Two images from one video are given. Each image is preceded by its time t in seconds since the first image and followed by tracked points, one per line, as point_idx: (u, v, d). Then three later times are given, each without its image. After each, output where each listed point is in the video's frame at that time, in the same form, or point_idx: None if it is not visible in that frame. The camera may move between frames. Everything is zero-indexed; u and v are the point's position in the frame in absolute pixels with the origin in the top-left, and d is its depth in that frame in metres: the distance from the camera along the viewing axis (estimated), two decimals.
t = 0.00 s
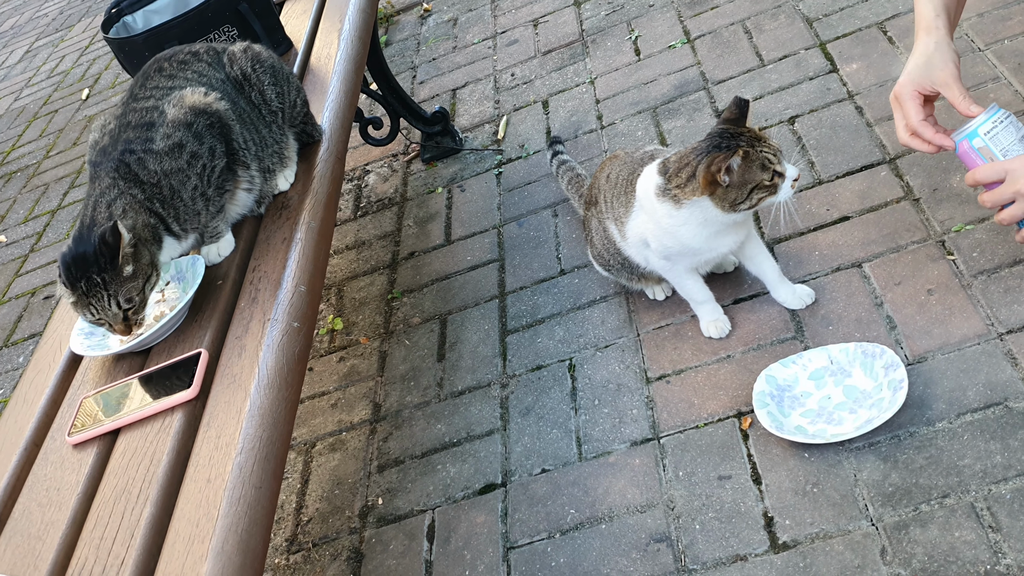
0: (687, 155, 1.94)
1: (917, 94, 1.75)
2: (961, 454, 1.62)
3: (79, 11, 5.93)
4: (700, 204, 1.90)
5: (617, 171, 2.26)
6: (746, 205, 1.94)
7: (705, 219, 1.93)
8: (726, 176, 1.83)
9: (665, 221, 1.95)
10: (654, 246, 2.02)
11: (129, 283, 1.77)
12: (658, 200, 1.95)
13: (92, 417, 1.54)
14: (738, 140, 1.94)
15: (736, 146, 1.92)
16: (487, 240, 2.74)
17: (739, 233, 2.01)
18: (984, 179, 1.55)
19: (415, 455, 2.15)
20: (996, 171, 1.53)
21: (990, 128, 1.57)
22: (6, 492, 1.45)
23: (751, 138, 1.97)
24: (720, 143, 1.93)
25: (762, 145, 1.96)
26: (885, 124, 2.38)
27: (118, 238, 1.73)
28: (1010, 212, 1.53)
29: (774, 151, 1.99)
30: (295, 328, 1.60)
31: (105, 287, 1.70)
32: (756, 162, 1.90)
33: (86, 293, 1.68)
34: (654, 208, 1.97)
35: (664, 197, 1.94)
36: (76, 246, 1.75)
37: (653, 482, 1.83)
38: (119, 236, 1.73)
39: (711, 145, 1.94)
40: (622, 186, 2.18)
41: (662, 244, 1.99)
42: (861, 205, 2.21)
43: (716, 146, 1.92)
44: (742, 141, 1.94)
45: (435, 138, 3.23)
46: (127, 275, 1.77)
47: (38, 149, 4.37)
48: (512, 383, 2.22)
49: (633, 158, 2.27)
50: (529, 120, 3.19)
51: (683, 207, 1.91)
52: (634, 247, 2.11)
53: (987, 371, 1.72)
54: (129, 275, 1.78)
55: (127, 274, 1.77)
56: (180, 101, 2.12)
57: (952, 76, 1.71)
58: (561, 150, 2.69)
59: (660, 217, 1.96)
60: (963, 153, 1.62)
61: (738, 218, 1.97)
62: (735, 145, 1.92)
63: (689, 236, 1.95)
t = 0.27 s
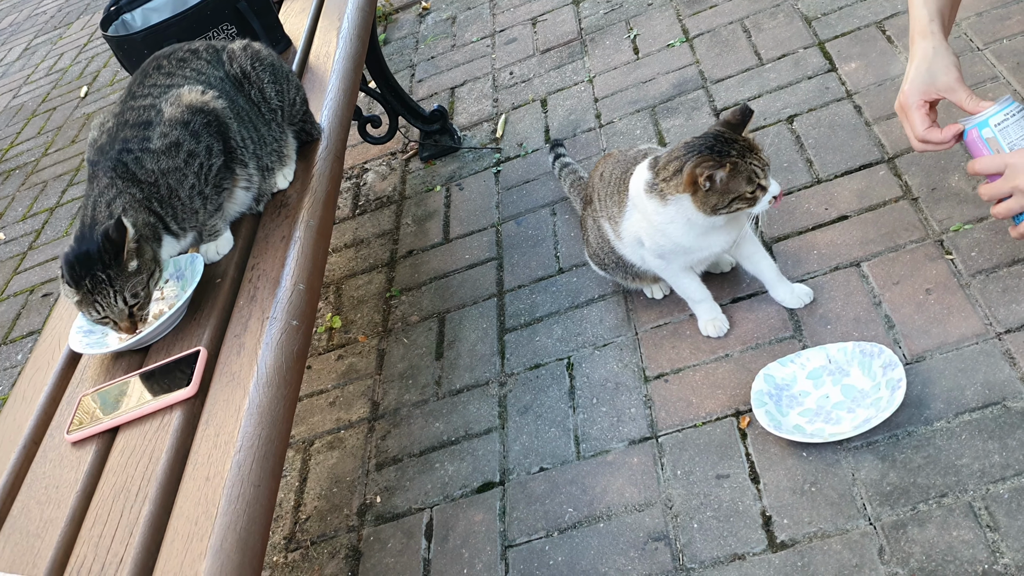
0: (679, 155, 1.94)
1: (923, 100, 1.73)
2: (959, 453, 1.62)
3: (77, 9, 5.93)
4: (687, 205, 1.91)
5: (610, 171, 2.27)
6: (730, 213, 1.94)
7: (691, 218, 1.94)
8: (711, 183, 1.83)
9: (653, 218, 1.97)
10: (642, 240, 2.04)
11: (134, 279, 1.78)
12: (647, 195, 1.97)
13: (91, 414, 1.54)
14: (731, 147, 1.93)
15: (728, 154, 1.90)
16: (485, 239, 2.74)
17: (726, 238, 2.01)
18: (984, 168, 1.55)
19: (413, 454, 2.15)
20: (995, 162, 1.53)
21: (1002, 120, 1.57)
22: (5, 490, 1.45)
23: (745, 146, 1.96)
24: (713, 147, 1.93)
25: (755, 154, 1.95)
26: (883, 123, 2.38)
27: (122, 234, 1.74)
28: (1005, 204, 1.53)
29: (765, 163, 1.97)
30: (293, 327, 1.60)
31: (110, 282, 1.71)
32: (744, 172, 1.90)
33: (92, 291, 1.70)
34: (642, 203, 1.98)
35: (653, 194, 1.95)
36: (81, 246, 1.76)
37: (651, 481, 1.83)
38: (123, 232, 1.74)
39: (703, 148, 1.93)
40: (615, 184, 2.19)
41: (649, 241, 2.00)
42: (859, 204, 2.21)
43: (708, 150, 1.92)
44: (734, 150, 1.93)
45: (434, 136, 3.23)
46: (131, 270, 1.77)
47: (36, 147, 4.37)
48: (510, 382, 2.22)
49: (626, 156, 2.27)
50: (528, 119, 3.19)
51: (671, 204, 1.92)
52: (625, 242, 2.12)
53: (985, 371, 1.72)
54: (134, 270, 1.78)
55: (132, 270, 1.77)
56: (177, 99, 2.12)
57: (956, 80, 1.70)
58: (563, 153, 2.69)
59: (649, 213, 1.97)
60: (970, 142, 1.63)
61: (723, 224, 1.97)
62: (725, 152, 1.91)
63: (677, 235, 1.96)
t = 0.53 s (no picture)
0: (677, 166, 1.95)
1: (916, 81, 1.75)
2: (959, 453, 1.61)
3: (77, 9, 5.93)
4: (673, 215, 1.95)
5: (605, 166, 2.33)
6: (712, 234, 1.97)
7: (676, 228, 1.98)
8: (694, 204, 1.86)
9: (639, 220, 2.01)
10: (631, 234, 2.08)
11: (133, 280, 1.78)
12: (641, 196, 2.00)
13: (91, 414, 1.54)
14: (726, 171, 1.93)
15: (721, 180, 1.91)
16: (485, 239, 2.74)
17: (707, 249, 2.06)
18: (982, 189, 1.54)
19: (413, 454, 2.15)
20: (996, 182, 1.52)
21: (995, 141, 1.58)
22: (6, 490, 1.45)
23: (741, 172, 1.96)
24: (710, 166, 1.93)
25: (747, 183, 1.95)
26: (884, 123, 2.38)
27: (129, 235, 1.74)
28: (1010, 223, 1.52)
29: (756, 194, 1.98)
30: (294, 327, 1.60)
31: (111, 282, 1.72)
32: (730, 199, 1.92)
33: (90, 288, 1.70)
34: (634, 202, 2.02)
35: (646, 197, 1.98)
36: (82, 242, 1.77)
37: (652, 481, 1.83)
38: (130, 233, 1.74)
39: (701, 163, 1.94)
40: (610, 180, 2.24)
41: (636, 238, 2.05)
42: (860, 204, 2.21)
43: (704, 169, 1.92)
44: (729, 175, 1.93)
45: (434, 136, 3.23)
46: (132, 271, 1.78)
47: (36, 147, 4.37)
48: (511, 382, 2.22)
49: (621, 154, 2.33)
50: (528, 119, 3.19)
51: (660, 210, 1.96)
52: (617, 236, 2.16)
53: (986, 371, 1.72)
54: (135, 272, 1.79)
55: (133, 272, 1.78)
56: (179, 99, 2.12)
57: (954, 71, 1.71)
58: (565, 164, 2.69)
59: (640, 213, 2.01)
60: (967, 164, 1.65)
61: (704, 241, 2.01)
62: (717, 176, 1.92)
63: (661, 242, 2.00)
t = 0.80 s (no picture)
0: (693, 186, 1.94)
1: (952, 62, 1.71)
2: (959, 452, 1.61)
3: (76, 8, 5.92)
4: (670, 230, 1.97)
5: (602, 160, 2.35)
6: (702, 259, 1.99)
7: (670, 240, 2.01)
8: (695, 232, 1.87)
9: (640, 225, 2.03)
10: (630, 233, 2.10)
11: (116, 289, 1.77)
12: (648, 200, 2.01)
13: (90, 414, 1.54)
14: (739, 210, 1.90)
15: (731, 219, 1.88)
16: (485, 238, 2.74)
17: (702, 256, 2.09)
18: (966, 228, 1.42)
19: (413, 453, 2.15)
20: (980, 219, 1.40)
21: (974, 177, 1.44)
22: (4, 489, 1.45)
23: (754, 215, 1.91)
24: (727, 197, 1.90)
25: (756, 230, 1.92)
26: (884, 122, 2.38)
27: (110, 245, 1.74)
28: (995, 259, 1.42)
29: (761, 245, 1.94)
30: (293, 325, 1.60)
31: (93, 289, 1.72)
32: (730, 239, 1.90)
33: (76, 292, 1.71)
34: (640, 204, 2.03)
35: (653, 204, 2.00)
36: (73, 243, 1.79)
37: (651, 480, 1.83)
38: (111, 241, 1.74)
39: (718, 190, 1.92)
40: (609, 175, 2.25)
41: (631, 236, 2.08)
42: (860, 203, 2.21)
43: (719, 200, 1.90)
44: (742, 216, 1.90)
45: (433, 135, 3.23)
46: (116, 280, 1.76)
47: (35, 146, 4.37)
48: (510, 381, 2.22)
49: (620, 149, 2.32)
50: (527, 118, 3.19)
51: (660, 220, 1.98)
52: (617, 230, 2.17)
53: (986, 370, 1.72)
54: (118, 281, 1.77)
55: (116, 280, 1.76)
56: (178, 97, 2.12)
57: (983, 39, 1.67)
58: (559, 165, 2.69)
59: (642, 218, 2.02)
60: (946, 204, 1.49)
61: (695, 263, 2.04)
62: (729, 217, 1.88)
63: (652, 248, 2.04)
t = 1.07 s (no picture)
0: (698, 186, 1.98)
1: (968, 58, 1.82)
2: (959, 450, 1.61)
3: (76, 7, 5.92)
4: (681, 230, 1.99)
5: (601, 158, 2.39)
6: (720, 257, 2.02)
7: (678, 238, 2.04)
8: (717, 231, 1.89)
9: (649, 229, 2.03)
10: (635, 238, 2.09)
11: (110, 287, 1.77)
12: (652, 202, 2.02)
13: (89, 411, 1.54)
14: (750, 202, 1.95)
15: (744, 211, 1.93)
16: (484, 236, 2.73)
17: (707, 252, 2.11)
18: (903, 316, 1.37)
19: (413, 451, 2.15)
20: (914, 303, 1.35)
21: (897, 265, 1.51)
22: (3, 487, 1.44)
23: (763, 206, 1.97)
24: (733, 192, 1.96)
25: (768, 219, 1.97)
26: (883, 120, 2.38)
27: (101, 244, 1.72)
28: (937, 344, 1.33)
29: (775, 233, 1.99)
30: (292, 323, 1.60)
31: (87, 288, 1.71)
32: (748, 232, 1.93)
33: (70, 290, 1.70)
34: (645, 206, 2.04)
35: (660, 206, 2.01)
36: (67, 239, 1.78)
37: (651, 478, 1.83)
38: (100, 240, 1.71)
39: (724, 187, 1.96)
40: (610, 172, 2.27)
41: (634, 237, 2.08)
42: (860, 201, 2.20)
43: (727, 196, 1.94)
44: (752, 207, 1.95)
45: (433, 134, 3.22)
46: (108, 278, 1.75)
47: (35, 144, 4.36)
48: (510, 379, 2.22)
49: (621, 145, 2.35)
50: (527, 116, 3.19)
51: (671, 223, 1.99)
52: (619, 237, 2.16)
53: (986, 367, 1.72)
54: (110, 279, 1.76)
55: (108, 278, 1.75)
56: (178, 94, 2.12)
57: (996, 34, 1.79)
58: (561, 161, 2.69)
59: (651, 222, 2.02)
60: (878, 295, 1.54)
61: (709, 260, 2.06)
62: (745, 208, 1.94)
63: (661, 249, 2.04)
